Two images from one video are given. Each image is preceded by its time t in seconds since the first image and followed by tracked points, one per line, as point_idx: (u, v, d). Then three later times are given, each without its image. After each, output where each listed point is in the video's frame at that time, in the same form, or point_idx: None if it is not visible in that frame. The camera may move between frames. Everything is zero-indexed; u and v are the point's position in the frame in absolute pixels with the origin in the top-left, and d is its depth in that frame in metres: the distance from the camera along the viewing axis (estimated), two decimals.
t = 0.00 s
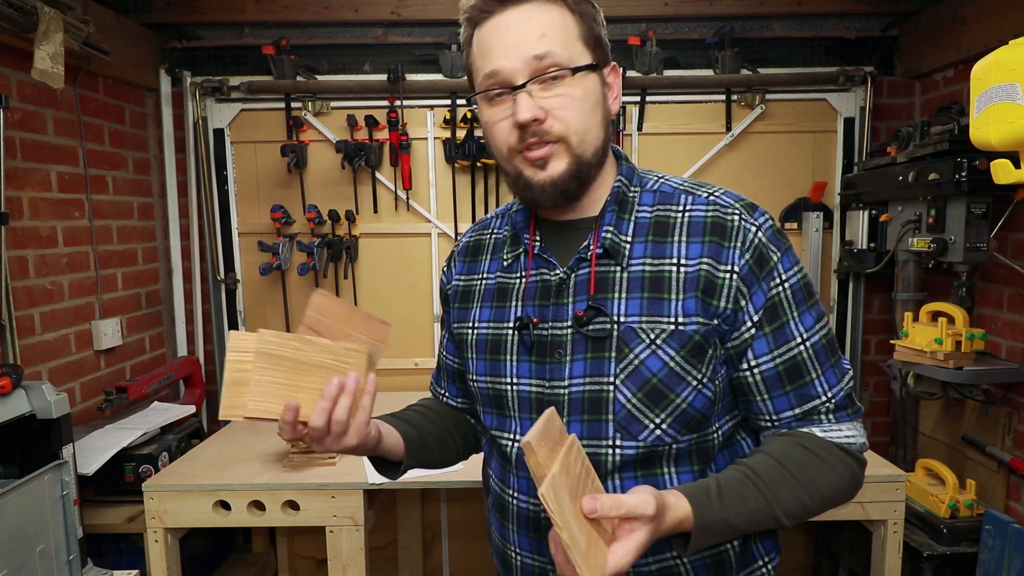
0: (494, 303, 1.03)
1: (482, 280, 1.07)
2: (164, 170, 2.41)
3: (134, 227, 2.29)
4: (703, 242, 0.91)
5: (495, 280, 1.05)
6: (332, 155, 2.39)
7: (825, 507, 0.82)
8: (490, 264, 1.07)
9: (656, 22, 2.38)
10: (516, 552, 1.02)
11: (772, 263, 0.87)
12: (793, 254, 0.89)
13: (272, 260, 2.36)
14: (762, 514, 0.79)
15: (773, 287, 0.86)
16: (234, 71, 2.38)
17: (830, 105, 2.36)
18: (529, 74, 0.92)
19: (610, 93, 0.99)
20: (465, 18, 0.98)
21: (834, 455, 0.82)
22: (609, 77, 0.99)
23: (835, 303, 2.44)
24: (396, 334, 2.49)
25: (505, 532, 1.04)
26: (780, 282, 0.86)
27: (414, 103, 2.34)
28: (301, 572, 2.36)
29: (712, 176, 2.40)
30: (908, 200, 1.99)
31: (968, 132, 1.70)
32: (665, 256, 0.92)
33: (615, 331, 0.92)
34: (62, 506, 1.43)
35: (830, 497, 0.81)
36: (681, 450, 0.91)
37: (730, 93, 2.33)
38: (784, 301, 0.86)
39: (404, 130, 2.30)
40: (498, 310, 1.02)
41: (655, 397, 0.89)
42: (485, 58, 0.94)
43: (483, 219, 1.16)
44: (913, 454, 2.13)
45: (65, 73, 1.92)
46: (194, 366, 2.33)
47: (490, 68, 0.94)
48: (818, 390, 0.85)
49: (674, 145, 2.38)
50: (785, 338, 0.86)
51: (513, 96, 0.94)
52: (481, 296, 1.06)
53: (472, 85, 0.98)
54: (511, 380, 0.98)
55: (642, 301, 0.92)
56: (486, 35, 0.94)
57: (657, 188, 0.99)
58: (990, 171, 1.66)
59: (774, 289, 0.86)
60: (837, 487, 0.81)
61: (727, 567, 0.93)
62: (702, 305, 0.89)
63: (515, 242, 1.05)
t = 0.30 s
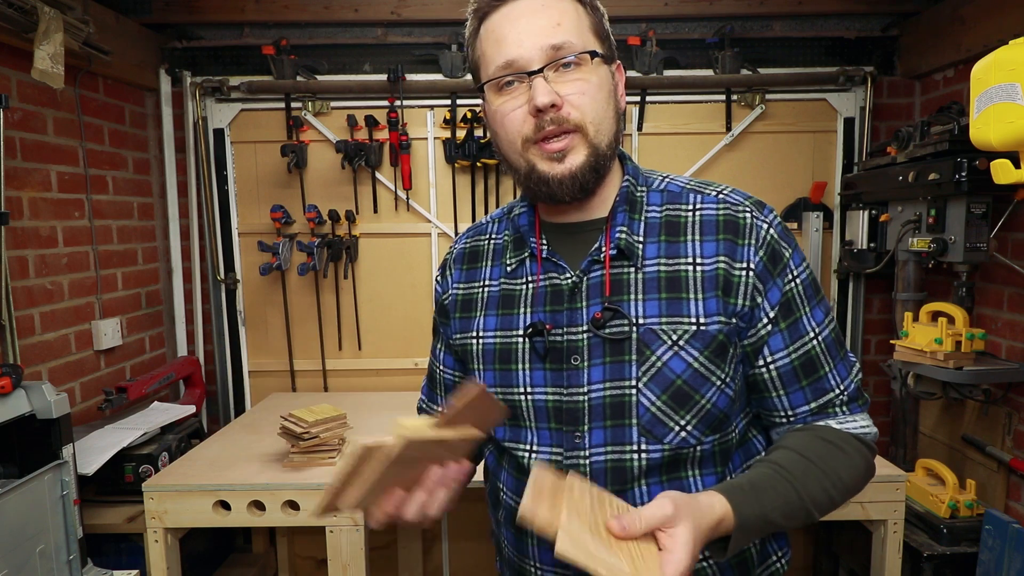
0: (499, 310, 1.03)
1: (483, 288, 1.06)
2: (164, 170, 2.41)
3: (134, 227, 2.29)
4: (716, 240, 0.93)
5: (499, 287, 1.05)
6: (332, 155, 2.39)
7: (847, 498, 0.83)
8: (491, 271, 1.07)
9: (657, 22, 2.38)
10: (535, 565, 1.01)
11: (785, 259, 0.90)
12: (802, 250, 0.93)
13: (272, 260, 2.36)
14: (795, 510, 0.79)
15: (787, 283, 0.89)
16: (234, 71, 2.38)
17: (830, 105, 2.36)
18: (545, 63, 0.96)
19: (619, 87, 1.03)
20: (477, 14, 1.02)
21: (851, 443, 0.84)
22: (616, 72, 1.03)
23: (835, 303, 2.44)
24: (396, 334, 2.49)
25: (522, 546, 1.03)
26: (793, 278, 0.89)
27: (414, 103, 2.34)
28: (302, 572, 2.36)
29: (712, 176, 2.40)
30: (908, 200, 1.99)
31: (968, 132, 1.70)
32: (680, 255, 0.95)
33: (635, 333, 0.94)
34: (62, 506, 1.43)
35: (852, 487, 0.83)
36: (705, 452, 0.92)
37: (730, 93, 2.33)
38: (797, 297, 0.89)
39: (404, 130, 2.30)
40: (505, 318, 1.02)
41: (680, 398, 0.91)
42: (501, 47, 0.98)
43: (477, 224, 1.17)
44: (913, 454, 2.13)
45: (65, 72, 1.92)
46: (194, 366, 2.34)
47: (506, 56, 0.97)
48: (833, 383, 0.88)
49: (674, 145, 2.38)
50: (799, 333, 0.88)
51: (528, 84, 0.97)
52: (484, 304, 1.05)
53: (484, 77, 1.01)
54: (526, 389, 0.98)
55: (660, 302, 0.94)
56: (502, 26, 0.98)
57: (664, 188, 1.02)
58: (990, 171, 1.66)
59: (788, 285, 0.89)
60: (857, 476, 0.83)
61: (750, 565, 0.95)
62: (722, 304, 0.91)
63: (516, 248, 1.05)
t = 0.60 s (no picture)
0: (502, 309, 1.03)
1: (484, 288, 1.05)
2: (164, 170, 2.41)
3: (134, 227, 2.29)
4: (718, 239, 0.96)
5: (501, 287, 1.04)
6: (332, 155, 2.39)
7: (835, 482, 0.87)
8: (492, 271, 1.06)
9: (657, 22, 2.38)
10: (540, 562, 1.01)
11: (781, 258, 0.94)
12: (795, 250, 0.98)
13: (272, 260, 2.36)
14: (786, 485, 0.83)
15: (784, 281, 0.93)
16: (234, 71, 2.38)
17: (830, 105, 2.36)
18: (550, 63, 0.97)
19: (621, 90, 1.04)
20: (482, 15, 1.03)
21: (836, 428, 0.89)
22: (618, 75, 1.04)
23: (835, 303, 2.44)
24: (396, 334, 2.49)
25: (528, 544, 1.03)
26: (789, 276, 0.94)
27: (414, 103, 2.34)
28: (301, 572, 2.36)
29: (712, 176, 2.40)
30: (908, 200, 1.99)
31: (968, 132, 1.70)
32: (683, 255, 0.97)
33: (642, 330, 0.95)
34: (62, 506, 1.43)
35: (839, 472, 0.87)
36: (708, 444, 0.95)
37: (730, 93, 2.33)
38: (792, 294, 0.93)
39: (404, 130, 2.30)
40: (509, 317, 1.01)
41: (688, 393, 0.93)
42: (507, 47, 0.98)
43: (473, 223, 1.16)
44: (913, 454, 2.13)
45: (65, 72, 1.92)
46: (194, 366, 2.33)
47: (512, 57, 0.98)
48: (823, 375, 0.93)
49: (674, 145, 2.38)
50: (793, 328, 0.93)
51: (534, 84, 0.98)
52: (486, 304, 1.04)
53: (489, 77, 1.02)
54: (531, 387, 0.98)
55: (665, 299, 0.96)
56: (508, 26, 0.99)
57: (663, 189, 1.04)
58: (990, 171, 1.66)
59: (784, 283, 0.93)
60: (841, 460, 0.87)
61: (751, 556, 0.97)
62: (727, 301, 0.94)
63: (518, 248, 1.05)
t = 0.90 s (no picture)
0: (498, 304, 1.03)
1: (480, 284, 1.05)
2: (164, 170, 2.41)
3: (134, 227, 2.29)
4: (704, 238, 0.97)
5: (497, 282, 1.05)
6: (332, 155, 2.39)
7: (811, 466, 0.88)
8: (489, 267, 1.07)
9: (656, 22, 2.38)
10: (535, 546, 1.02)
11: (763, 255, 0.95)
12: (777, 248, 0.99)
13: (272, 260, 2.36)
14: (765, 454, 0.85)
15: (765, 277, 0.94)
16: (234, 71, 2.38)
17: (830, 105, 2.36)
18: (550, 70, 0.97)
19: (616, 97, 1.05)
20: (484, 22, 1.03)
21: (819, 415, 0.90)
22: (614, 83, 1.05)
23: (835, 303, 2.44)
24: (396, 334, 2.49)
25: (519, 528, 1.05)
26: (770, 272, 0.95)
27: (414, 103, 2.34)
28: (302, 572, 2.36)
29: (712, 176, 2.40)
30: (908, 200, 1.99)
31: (968, 132, 1.69)
32: (672, 252, 0.99)
33: (632, 323, 0.96)
34: (62, 506, 1.43)
35: (818, 456, 0.89)
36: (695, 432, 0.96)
37: (730, 93, 2.33)
38: (773, 289, 0.95)
39: (404, 130, 2.30)
40: (504, 312, 1.02)
41: (675, 382, 0.94)
42: (509, 54, 0.99)
43: (470, 220, 1.16)
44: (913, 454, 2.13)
45: (65, 72, 1.92)
46: (194, 366, 2.34)
47: (513, 63, 0.98)
48: (804, 367, 0.93)
49: (674, 145, 2.38)
50: (773, 322, 0.94)
51: (534, 90, 0.98)
52: (482, 299, 1.05)
53: (490, 82, 1.02)
54: (525, 378, 0.99)
55: (654, 294, 0.97)
56: (509, 34, 0.99)
57: (653, 191, 1.06)
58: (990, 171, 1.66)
59: (765, 279, 0.94)
60: (822, 445, 0.89)
61: (733, 540, 1.00)
62: (713, 296, 0.95)
63: (514, 244, 1.06)
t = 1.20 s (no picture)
0: (492, 294, 1.05)
1: (476, 275, 1.07)
2: (164, 170, 2.41)
3: (134, 227, 2.29)
4: (689, 238, 0.99)
5: (492, 273, 1.06)
6: (332, 155, 2.39)
7: (792, 462, 0.90)
8: (485, 259, 1.08)
9: (656, 22, 2.38)
10: (522, 528, 1.02)
11: (746, 256, 0.97)
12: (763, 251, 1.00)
13: (272, 260, 2.36)
14: (746, 450, 0.87)
15: (747, 277, 0.96)
16: (234, 71, 2.38)
17: (830, 106, 2.36)
18: (546, 78, 0.98)
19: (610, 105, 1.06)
20: (484, 33, 1.04)
21: (799, 411, 0.91)
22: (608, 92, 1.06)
23: (835, 303, 2.44)
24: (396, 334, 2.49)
25: (508, 510, 1.04)
26: (753, 273, 0.97)
27: (414, 103, 2.34)
28: (302, 573, 2.36)
29: (712, 176, 2.40)
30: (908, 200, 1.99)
31: (968, 132, 1.69)
32: (658, 251, 1.00)
33: (617, 317, 0.98)
34: (62, 506, 1.43)
35: (800, 451, 0.90)
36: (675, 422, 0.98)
37: (730, 93, 2.33)
38: (756, 289, 0.96)
39: (404, 130, 2.29)
40: (497, 302, 1.04)
41: (656, 373, 0.97)
42: (506, 62, 0.99)
43: (470, 217, 1.17)
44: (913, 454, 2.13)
45: (65, 72, 1.92)
46: (194, 366, 2.33)
47: (510, 71, 0.99)
48: (785, 365, 0.95)
49: (674, 145, 2.38)
50: (756, 320, 0.95)
51: (530, 98, 0.98)
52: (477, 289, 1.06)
53: (488, 91, 1.02)
54: (515, 366, 1.00)
55: (639, 290, 0.99)
56: (507, 44, 1.00)
57: (643, 193, 1.07)
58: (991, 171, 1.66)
59: (748, 279, 0.96)
60: (803, 442, 0.90)
61: (711, 527, 1.02)
62: (695, 293, 0.97)
63: (510, 239, 1.07)
